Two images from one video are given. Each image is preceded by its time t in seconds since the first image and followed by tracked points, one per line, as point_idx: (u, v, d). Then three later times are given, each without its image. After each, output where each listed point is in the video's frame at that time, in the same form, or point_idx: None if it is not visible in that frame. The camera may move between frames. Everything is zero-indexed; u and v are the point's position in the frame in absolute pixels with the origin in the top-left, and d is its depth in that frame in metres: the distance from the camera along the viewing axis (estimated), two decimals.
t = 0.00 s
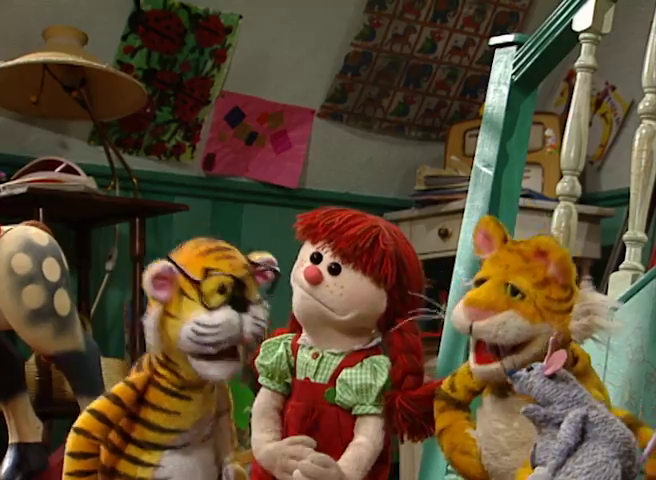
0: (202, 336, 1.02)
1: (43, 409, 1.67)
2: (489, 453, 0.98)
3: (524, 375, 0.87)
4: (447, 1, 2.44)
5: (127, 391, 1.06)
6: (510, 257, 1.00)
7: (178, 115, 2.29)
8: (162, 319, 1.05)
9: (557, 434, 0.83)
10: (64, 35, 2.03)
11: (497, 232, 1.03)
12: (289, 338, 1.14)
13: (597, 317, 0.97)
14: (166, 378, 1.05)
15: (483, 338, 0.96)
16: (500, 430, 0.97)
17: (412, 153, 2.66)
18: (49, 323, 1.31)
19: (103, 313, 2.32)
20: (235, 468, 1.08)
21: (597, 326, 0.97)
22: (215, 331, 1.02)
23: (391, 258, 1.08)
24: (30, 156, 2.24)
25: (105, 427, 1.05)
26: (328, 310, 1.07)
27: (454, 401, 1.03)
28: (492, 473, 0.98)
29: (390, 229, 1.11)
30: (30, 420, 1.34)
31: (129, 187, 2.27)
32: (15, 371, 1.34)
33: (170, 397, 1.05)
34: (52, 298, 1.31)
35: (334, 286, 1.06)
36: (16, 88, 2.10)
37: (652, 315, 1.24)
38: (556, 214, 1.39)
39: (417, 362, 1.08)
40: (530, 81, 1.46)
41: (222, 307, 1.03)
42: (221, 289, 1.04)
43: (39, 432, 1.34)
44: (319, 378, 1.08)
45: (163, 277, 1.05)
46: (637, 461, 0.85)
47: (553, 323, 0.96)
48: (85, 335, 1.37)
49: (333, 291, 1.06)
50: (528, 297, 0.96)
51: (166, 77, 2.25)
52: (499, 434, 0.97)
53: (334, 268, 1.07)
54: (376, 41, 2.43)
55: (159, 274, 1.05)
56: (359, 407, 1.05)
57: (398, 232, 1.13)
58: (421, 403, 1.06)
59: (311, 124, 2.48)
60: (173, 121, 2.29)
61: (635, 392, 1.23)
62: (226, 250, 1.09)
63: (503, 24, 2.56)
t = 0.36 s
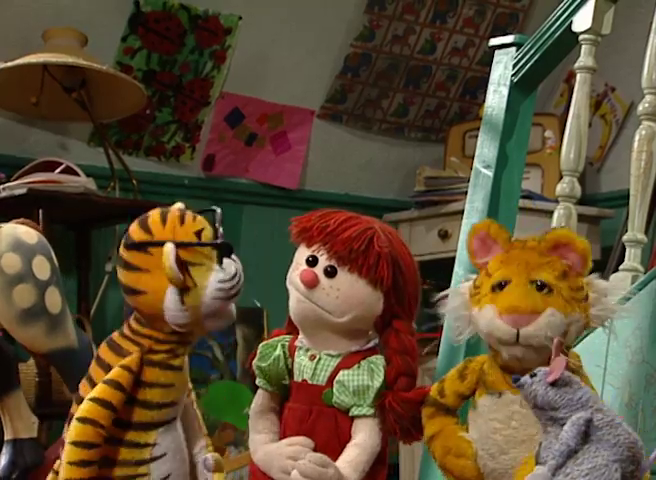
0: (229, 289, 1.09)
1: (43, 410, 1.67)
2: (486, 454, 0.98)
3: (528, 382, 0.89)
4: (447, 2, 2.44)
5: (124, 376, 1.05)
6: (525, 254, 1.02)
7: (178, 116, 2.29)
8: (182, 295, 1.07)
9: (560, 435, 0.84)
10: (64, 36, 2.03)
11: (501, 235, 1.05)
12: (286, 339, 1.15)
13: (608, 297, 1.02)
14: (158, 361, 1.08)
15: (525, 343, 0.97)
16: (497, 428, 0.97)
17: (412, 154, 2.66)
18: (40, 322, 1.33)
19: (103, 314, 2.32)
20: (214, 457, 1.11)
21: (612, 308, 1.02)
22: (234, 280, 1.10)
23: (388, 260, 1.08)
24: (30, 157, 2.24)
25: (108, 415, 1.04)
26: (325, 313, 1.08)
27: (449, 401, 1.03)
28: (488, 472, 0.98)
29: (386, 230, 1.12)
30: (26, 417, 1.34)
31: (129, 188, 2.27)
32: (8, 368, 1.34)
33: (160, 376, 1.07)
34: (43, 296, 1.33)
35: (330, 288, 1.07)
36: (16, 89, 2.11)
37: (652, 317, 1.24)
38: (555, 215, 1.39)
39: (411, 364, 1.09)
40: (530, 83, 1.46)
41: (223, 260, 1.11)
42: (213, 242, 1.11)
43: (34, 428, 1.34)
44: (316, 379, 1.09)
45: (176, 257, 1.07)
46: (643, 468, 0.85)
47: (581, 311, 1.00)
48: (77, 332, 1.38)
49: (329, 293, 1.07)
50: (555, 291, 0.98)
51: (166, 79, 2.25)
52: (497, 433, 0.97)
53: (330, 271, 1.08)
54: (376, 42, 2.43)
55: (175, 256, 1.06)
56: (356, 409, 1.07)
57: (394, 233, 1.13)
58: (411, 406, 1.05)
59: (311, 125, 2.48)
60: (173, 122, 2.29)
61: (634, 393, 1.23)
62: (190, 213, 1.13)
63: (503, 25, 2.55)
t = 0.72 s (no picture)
0: (187, 284, 1.10)
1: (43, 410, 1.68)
2: (483, 458, 0.98)
3: (539, 377, 0.91)
4: (447, 3, 2.44)
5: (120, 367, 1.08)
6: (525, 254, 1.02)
7: (178, 117, 2.29)
8: (136, 283, 1.09)
9: (566, 435, 0.87)
10: (64, 38, 2.04)
11: (503, 232, 1.06)
12: (280, 341, 1.15)
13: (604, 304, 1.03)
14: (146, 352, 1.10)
15: (519, 338, 0.97)
16: (492, 433, 0.98)
17: (412, 155, 2.65)
18: (38, 322, 1.32)
19: (103, 316, 2.32)
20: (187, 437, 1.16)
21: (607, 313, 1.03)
22: (194, 276, 1.11)
23: (381, 261, 1.09)
24: (30, 159, 2.24)
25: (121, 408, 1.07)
26: (319, 315, 1.08)
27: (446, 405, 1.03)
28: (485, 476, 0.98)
29: (378, 231, 1.12)
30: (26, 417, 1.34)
31: (129, 189, 2.27)
32: (7, 369, 1.35)
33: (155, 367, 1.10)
34: (40, 295, 1.32)
35: (324, 290, 1.08)
36: (16, 90, 2.11)
37: (651, 318, 1.24)
38: (555, 216, 1.39)
39: (407, 364, 1.09)
40: (529, 84, 1.46)
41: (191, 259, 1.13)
42: (183, 240, 1.13)
43: (33, 427, 1.33)
44: (311, 381, 1.10)
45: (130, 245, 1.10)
46: (649, 472, 0.87)
47: (576, 313, 0.99)
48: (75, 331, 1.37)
49: (323, 295, 1.08)
50: (552, 290, 0.99)
51: (166, 80, 2.26)
52: (492, 438, 0.97)
53: (323, 273, 1.09)
54: (376, 43, 2.44)
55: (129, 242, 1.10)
56: (352, 410, 1.07)
57: (386, 233, 1.13)
58: (404, 409, 1.06)
59: (311, 127, 2.47)
60: (173, 123, 2.29)
61: (634, 394, 1.23)
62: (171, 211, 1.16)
63: (503, 26, 2.55)
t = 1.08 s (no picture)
0: (154, 303, 1.02)
1: (43, 412, 1.68)
2: (485, 451, 0.97)
3: (534, 381, 0.91)
4: (447, 5, 2.44)
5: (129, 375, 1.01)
6: (530, 249, 1.00)
7: (178, 119, 2.29)
8: (116, 303, 1.05)
9: (563, 436, 0.88)
10: (64, 40, 2.06)
11: (536, 220, 1.02)
12: (279, 346, 1.16)
13: (598, 327, 0.93)
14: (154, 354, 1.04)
15: (469, 322, 0.98)
16: (494, 427, 0.96)
17: (412, 157, 2.64)
18: (37, 323, 1.30)
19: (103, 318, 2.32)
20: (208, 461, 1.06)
21: (594, 337, 0.93)
22: (164, 295, 1.02)
23: (378, 260, 1.09)
24: (29, 160, 2.24)
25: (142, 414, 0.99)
26: (321, 318, 1.08)
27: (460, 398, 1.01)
28: (489, 470, 0.97)
29: (374, 232, 1.13)
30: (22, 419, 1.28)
31: (129, 191, 2.27)
32: (6, 368, 1.29)
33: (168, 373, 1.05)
34: (39, 296, 1.30)
35: (324, 293, 1.08)
36: (16, 92, 2.12)
37: (651, 319, 1.24)
38: (555, 218, 1.40)
39: (411, 361, 1.09)
40: (530, 85, 1.47)
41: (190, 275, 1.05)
42: (162, 257, 1.05)
43: (33, 428, 1.28)
44: (310, 385, 1.09)
45: (105, 263, 1.04)
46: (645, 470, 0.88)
47: (547, 322, 0.96)
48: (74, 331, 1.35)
49: (323, 298, 1.08)
50: (529, 290, 0.97)
51: (166, 82, 2.26)
52: (493, 431, 0.96)
53: (322, 276, 1.09)
54: (376, 45, 2.44)
55: (102, 258, 1.04)
56: (352, 414, 1.07)
57: (382, 235, 1.14)
58: (410, 406, 1.05)
59: (311, 128, 2.47)
60: (173, 125, 2.29)
61: (634, 396, 1.23)
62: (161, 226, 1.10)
63: (502, 28, 2.55)
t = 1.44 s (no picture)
0: (108, 293, 1.00)
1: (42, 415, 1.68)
2: (495, 455, 0.98)
3: (542, 379, 0.90)
4: (447, 8, 2.45)
5: (112, 386, 1.01)
6: (516, 261, 0.98)
7: (178, 121, 2.29)
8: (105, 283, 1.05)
9: (566, 435, 0.86)
10: (65, 42, 2.07)
11: (520, 228, 1.00)
12: (275, 350, 1.05)
13: (596, 331, 0.93)
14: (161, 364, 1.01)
15: (468, 344, 0.97)
16: (504, 431, 0.97)
17: (412, 159, 2.64)
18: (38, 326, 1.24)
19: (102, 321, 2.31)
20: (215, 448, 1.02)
21: (593, 341, 0.93)
22: (116, 289, 0.99)
23: (376, 262, 1.01)
24: (29, 163, 2.24)
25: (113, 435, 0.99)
26: (324, 323, 0.99)
27: (471, 401, 1.03)
28: (500, 474, 0.98)
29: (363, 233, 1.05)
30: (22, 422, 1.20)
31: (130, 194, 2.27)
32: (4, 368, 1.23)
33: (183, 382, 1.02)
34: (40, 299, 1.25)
35: (324, 298, 0.99)
36: (17, 94, 2.13)
37: (652, 321, 1.24)
38: (556, 220, 1.38)
39: (414, 357, 1.02)
40: (530, 88, 1.47)
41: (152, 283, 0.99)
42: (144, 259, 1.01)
43: (33, 431, 1.21)
44: (310, 391, 1.00)
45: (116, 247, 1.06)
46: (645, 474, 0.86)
47: (543, 334, 0.95)
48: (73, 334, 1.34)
49: (325, 303, 0.99)
50: (522, 304, 0.95)
51: (167, 84, 2.26)
52: (503, 436, 0.97)
53: (320, 281, 1.00)
54: (376, 47, 2.44)
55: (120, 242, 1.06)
56: (354, 418, 0.98)
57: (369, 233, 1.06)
58: (414, 404, 0.99)
59: (311, 131, 2.47)
60: (173, 127, 2.29)
61: (635, 398, 1.24)
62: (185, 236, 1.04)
63: (503, 30, 2.55)
